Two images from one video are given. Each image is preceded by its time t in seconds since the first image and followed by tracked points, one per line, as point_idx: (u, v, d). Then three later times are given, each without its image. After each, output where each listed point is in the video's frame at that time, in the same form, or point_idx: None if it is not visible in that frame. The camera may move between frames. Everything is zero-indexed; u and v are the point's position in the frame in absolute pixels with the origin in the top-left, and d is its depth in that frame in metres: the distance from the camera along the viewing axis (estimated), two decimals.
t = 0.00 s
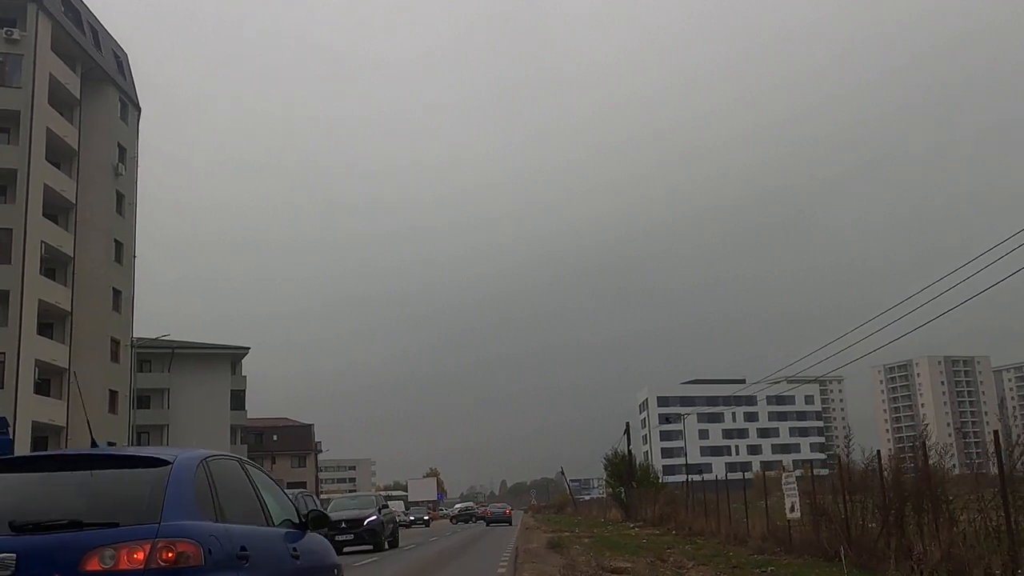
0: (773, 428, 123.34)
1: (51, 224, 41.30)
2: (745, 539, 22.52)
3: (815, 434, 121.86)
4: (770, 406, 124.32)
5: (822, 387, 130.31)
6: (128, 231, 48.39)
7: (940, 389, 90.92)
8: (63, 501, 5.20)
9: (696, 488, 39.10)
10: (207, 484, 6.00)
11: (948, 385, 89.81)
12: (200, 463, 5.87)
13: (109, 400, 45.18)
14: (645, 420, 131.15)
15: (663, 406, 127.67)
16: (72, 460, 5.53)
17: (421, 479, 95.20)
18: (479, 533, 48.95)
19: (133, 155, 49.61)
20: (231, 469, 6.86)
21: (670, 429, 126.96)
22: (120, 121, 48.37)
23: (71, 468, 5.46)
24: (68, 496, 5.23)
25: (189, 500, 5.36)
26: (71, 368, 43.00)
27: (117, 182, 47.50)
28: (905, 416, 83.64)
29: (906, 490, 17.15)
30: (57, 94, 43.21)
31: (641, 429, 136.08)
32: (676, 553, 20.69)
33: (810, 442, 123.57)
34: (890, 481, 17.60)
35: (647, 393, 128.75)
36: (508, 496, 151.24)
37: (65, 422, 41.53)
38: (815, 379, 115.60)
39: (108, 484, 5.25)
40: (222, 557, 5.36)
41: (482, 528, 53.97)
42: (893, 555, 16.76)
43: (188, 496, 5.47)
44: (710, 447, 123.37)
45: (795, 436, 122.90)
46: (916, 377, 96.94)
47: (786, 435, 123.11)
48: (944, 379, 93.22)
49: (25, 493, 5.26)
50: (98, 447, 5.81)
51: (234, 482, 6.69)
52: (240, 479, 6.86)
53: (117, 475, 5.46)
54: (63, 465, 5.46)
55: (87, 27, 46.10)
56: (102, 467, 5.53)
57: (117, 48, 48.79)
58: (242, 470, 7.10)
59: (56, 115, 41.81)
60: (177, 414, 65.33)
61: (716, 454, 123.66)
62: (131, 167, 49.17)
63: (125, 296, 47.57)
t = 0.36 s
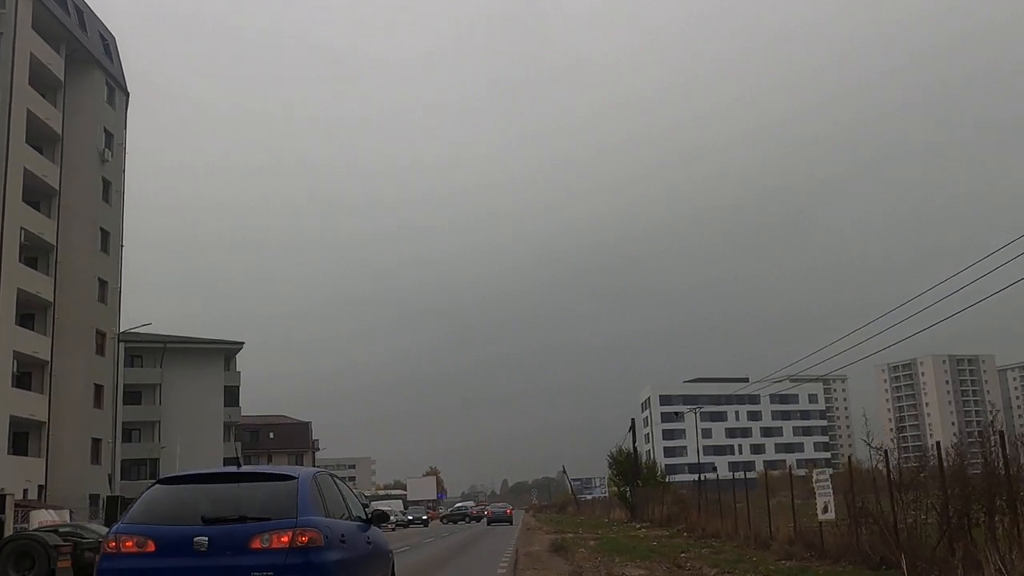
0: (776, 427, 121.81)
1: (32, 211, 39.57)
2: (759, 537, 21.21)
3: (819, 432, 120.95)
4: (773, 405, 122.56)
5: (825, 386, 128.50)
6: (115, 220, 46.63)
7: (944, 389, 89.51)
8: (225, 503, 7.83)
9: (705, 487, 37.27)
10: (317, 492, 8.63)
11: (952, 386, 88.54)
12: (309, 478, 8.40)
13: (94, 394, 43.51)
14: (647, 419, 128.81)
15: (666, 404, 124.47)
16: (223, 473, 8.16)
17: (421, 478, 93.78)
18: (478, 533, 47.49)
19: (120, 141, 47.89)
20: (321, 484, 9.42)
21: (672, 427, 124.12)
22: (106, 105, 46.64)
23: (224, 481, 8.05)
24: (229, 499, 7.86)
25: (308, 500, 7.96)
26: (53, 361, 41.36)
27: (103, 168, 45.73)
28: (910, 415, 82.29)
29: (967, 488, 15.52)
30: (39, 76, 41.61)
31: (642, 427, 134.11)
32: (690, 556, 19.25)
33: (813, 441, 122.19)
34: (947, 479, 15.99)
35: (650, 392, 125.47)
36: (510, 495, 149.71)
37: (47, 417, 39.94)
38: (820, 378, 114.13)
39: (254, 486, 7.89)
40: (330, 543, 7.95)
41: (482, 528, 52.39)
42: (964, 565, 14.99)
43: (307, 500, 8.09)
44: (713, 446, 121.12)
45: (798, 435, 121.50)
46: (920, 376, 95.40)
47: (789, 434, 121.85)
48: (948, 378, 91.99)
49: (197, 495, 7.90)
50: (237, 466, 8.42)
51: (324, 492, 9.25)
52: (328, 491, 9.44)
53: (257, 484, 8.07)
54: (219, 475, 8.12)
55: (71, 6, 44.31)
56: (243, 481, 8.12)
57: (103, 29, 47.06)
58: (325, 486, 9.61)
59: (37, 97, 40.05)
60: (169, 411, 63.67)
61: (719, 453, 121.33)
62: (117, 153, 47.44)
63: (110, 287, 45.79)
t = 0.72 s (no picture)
0: (780, 425, 119.87)
1: (10, 196, 37.80)
2: (783, 540, 19.45)
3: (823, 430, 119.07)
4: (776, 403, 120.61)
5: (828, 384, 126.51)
6: (99, 207, 44.86)
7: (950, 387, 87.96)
8: (307, 503, 10.67)
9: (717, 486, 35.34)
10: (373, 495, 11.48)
11: (956, 385, 86.72)
12: (367, 486, 11.18)
13: (76, 389, 41.73)
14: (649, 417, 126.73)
15: (668, 403, 122.37)
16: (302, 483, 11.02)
17: (420, 476, 91.89)
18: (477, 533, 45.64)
19: (105, 126, 46.13)
20: (375, 488, 12.26)
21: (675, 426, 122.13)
22: (91, 88, 44.88)
23: (306, 488, 10.93)
24: (311, 500, 10.71)
25: (366, 502, 10.77)
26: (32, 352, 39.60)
27: (86, 153, 43.97)
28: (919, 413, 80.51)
29: None
30: (20, 57, 39.92)
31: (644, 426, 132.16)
32: (711, 560, 17.61)
33: (817, 440, 120.30)
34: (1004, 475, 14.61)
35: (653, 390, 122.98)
36: (510, 494, 147.72)
37: (26, 411, 38.20)
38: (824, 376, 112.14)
39: (325, 491, 10.72)
40: (384, 533, 10.74)
41: (482, 528, 50.53)
42: None
43: (365, 502, 10.90)
44: (716, 445, 119.32)
45: (802, 433, 119.60)
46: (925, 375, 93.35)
47: (793, 433, 120.00)
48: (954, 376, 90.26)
49: (284, 495, 10.81)
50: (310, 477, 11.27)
51: (377, 494, 12.12)
52: (380, 495, 12.22)
53: (329, 490, 10.90)
54: (300, 482, 10.99)
55: None
56: (318, 488, 10.96)
57: (88, 10, 45.28)
58: (378, 492, 12.38)
59: (16, 76, 38.28)
60: (159, 408, 61.83)
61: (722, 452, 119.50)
62: (102, 138, 45.65)
63: (95, 277, 44.04)
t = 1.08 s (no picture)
0: (785, 424, 117.97)
1: None
2: (815, 543, 17.66)
3: (828, 430, 117.11)
4: (781, 402, 118.68)
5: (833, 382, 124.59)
6: (85, 195, 43.18)
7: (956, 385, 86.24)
8: (359, 502, 12.41)
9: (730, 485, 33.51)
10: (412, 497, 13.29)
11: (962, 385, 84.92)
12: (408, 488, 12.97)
13: (61, 383, 40.08)
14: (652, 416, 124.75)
15: (672, 402, 120.29)
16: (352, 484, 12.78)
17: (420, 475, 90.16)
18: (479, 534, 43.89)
19: (92, 110, 44.41)
20: (414, 493, 14.07)
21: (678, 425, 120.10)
22: (77, 72, 43.15)
23: (358, 489, 12.71)
24: (361, 499, 12.48)
25: (406, 500, 12.55)
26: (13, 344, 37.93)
27: (72, 138, 42.27)
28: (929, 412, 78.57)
29: None
30: (1, 37, 38.17)
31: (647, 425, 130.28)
32: (737, 568, 15.86)
33: (823, 439, 118.38)
34: None
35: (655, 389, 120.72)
36: (512, 494, 145.96)
37: (8, 407, 36.58)
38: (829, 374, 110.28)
39: (373, 492, 12.47)
40: (422, 527, 12.53)
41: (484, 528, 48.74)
42: None
43: (407, 502, 12.69)
44: (720, 444, 117.68)
45: (806, 432, 117.70)
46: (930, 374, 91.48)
47: (798, 432, 118.05)
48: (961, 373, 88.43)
49: (337, 495, 12.57)
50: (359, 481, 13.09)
51: (417, 498, 13.93)
52: (417, 499, 13.97)
53: (377, 490, 12.68)
54: (350, 484, 12.73)
55: None
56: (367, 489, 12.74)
57: None
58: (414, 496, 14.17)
59: None
60: (152, 405, 60.08)
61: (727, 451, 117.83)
62: (88, 124, 43.94)
63: (81, 267, 42.34)
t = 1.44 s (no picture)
0: (787, 424, 116.21)
1: None
2: (852, 547, 15.81)
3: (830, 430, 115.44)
4: (783, 402, 116.95)
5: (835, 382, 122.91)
6: (67, 184, 41.48)
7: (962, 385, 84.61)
8: (390, 502, 14.93)
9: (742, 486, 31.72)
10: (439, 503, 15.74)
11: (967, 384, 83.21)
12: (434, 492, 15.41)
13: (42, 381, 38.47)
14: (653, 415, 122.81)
15: (673, 402, 118.32)
16: (387, 490, 15.24)
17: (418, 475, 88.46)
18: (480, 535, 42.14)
19: (74, 97, 42.68)
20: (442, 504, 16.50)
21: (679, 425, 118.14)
22: (58, 56, 41.40)
23: (391, 493, 15.24)
24: (392, 500, 14.99)
25: (432, 501, 14.97)
26: None
27: (52, 125, 40.51)
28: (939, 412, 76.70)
29: None
30: None
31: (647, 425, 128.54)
32: None
33: (825, 440, 116.72)
34: None
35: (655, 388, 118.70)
36: (511, 495, 144.21)
37: None
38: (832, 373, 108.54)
39: (401, 494, 14.94)
40: (444, 524, 14.94)
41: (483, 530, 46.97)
42: None
43: (431, 502, 15.08)
44: (722, 445, 115.92)
45: (808, 432, 115.98)
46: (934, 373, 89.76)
47: (800, 432, 116.34)
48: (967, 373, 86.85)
49: (374, 498, 15.03)
50: (393, 484, 15.54)
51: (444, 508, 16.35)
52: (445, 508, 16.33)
53: (407, 493, 15.18)
54: (385, 488, 15.23)
55: None
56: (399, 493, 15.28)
57: None
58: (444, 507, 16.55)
59: None
60: (143, 403, 58.43)
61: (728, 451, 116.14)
62: (70, 110, 42.21)
63: (62, 260, 40.63)
